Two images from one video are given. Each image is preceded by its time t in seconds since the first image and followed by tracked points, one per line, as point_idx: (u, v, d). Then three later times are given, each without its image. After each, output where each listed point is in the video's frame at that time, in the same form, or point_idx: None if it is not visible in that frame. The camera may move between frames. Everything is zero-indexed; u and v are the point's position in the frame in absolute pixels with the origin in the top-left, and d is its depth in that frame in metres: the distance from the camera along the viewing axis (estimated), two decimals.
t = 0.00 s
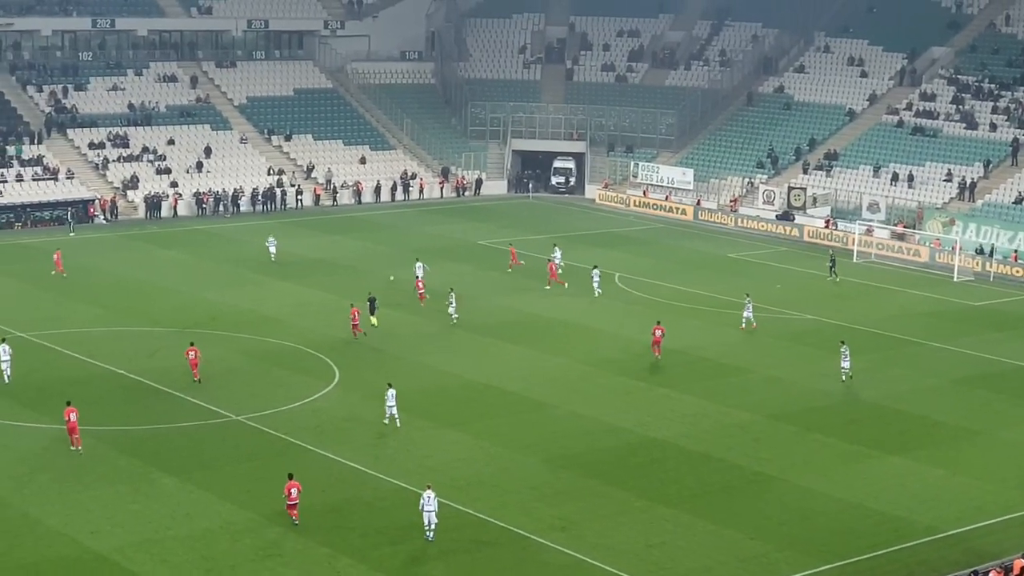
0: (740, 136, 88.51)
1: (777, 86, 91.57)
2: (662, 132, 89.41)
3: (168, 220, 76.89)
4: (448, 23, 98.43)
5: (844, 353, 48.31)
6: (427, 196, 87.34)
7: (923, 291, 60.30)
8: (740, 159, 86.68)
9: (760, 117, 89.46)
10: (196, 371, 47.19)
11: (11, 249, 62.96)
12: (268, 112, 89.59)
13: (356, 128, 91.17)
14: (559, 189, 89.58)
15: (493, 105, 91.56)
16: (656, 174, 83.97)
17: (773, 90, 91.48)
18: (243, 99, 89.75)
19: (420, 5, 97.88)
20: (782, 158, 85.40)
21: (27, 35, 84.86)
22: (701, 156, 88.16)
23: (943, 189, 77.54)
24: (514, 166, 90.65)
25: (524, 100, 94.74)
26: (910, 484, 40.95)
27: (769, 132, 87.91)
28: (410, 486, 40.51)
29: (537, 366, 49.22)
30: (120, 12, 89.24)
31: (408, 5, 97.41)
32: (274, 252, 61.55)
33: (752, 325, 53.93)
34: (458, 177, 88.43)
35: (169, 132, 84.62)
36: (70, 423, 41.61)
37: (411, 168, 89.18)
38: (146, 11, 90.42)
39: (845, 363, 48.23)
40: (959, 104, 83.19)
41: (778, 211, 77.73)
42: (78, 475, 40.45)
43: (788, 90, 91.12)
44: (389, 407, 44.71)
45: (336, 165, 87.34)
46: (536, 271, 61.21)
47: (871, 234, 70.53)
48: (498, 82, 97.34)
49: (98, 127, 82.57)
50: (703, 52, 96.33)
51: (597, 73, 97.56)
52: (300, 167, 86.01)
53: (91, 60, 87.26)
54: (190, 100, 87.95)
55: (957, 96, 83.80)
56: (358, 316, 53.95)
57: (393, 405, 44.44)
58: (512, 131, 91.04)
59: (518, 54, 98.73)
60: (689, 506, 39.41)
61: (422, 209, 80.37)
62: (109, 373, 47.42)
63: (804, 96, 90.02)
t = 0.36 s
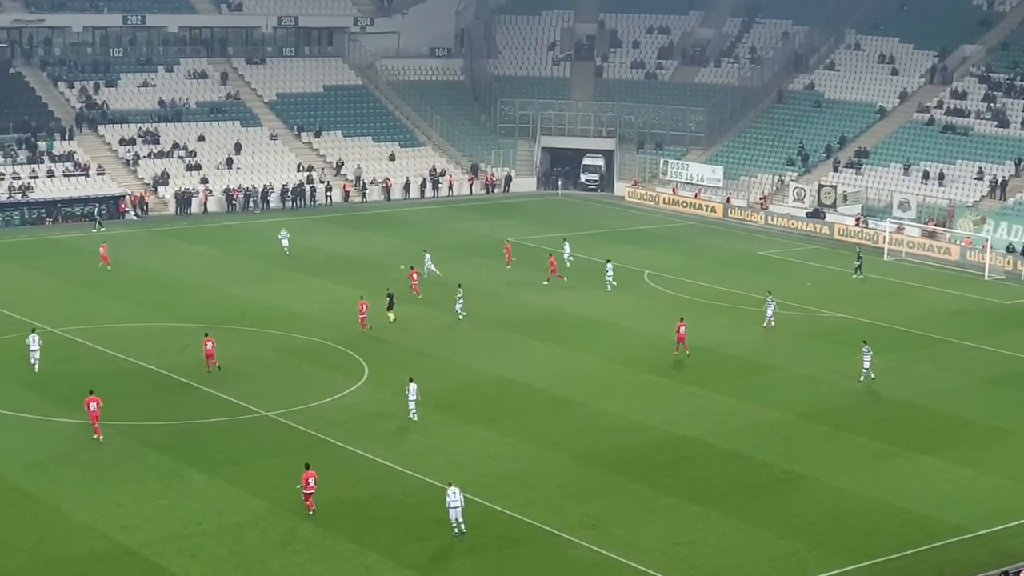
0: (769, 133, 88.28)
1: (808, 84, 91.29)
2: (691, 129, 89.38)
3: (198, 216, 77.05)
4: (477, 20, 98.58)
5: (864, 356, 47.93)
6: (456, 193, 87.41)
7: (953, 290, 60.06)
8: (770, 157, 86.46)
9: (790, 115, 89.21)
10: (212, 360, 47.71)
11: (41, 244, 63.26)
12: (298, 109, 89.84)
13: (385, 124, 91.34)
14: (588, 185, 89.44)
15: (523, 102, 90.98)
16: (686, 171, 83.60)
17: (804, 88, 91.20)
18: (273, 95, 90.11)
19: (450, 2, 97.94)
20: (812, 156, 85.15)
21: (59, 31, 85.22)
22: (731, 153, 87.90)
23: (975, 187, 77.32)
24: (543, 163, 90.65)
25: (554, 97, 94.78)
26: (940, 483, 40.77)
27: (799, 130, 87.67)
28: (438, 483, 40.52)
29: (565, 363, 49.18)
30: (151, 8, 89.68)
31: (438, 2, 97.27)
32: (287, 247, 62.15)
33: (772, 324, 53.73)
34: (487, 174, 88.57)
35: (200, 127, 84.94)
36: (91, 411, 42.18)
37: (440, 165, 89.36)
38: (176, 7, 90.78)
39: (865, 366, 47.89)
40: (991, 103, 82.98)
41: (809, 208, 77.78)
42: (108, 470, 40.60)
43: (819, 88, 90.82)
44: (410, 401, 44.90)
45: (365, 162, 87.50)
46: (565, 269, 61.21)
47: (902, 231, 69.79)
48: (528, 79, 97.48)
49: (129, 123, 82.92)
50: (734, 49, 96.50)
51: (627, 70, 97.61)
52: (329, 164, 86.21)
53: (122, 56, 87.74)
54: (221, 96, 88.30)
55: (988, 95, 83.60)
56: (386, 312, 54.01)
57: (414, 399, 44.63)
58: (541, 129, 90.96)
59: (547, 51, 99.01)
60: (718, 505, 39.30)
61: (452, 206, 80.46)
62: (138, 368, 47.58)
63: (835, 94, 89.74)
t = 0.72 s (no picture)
0: (797, 131, 88.01)
1: (835, 81, 91.03)
2: (718, 127, 89.10)
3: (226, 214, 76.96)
4: (504, 18, 98.92)
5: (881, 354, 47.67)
6: (482, 191, 87.39)
7: (982, 288, 59.80)
8: (798, 154, 86.18)
9: (817, 112, 88.98)
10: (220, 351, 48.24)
11: (69, 242, 63.57)
12: (323, 107, 90.02)
13: (412, 122, 91.50)
14: (615, 184, 89.07)
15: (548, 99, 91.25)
16: (712, 169, 83.36)
17: (831, 85, 90.95)
18: (299, 94, 90.35)
19: None
20: (840, 153, 84.86)
21: (87, 31, 85.71)
22: (758, 151, 87.57)
23: (1004, 185, 77.02)
24: (569, 161, 90.58)
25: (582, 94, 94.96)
26: (968, 481, 40.61)
27: (827, 127, 87.39)
28: (465, 480, 40.55)
29: (592, 361, 49.19)
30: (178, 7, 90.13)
31: None
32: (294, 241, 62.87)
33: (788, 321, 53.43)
34: (514, 172, 88.56)
35: (227, 126, 85.27)
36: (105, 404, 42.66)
37: (466, 162, 89.46)
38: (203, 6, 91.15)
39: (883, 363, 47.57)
40: (1020, 100, 82.70)
41: (837, 206, 77.50)
42: (136, 467, 40.76)
43: (846, 85, 90.56)
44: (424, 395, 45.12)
45: (391, 160, 87.63)
46: (591, 267, 61.17)
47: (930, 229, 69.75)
48: (554, 78, 97.60)
49: (156, 122, 83.27)
50: (761, 46, 96.14)
51: (653, 68, 97.55)
52: (356, 161, 86.39)
53: (150, 55, 88.26)
54: (248, 95, 88.62)
55: (1017, 92, 83.33)
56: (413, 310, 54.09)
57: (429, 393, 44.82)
58: (567, 127, 90.77)
59: (574, 48, 99.16)
60: (745, 503, 39.24)
61: (479, 204, 80.49)
62: (166, 366, 47.75)
63: (862, 91, 89.47)
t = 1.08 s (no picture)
0: (826, 127, 87.74)
1: (865, 77, 90.75)
2: (747, 123, 88.93)
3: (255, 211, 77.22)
4: (532, 15, 99.37)
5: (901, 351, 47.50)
6: (511, 188, 87.36)
7: (1013, 284, 59.47)
8: (827, 149, 85.94)
9: (847, 108, 88.71)
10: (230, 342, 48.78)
11: (98, 239, 63.88)
12: (352, 104, 90.34)
13: (440, 119, 91.68)
14: (643, 180, 89.33)
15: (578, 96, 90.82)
16: (741, 166, 83.58)
17: (861, 81, 90.65)
18: (328, 91, 90.65)
19: None
20: (870, 149, 84.55)
21: (116, 28, 86.32)
22: (787, 146, 87.36)
23: None
24: (598, 157, 90.56)
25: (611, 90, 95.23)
26: (999, 479, 40.42)
27: (856, 123, 87.10)
28: (493, 477, 40.56)
29: (620, 358, 49.13)
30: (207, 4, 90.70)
31: None
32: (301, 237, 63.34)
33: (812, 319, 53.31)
34: (542, 169, 88.51)
35: (255, 123, 85.53)
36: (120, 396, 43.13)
37: (494, 159, 89.55)
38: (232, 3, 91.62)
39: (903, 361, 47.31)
40: None
41: (867, 202, 77.24)
42: (165, 464, 40.88)
43: (876, 80, 90.25)
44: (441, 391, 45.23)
45: (420, 157, 87.82)
46: (620, 263, 61.12)
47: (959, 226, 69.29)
48: (583, 74, 97.73)
49: (186, 119, 83.60)
50: (790, 42, 95.88)
51: (682, 64, 97.47)
52: (384, 159, 86.55)
53: (179, 52, 88.86)
54: (277, 92, 88.95)
55: None
56: (442, 307, 54.13)
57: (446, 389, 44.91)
58: (596, 123, 90.82)
59: (602, 44, 99.05)
60: (774, 500, 39.14)
61: (508, 201, 80.52)
62: (195, 363, 47.89)
63: (892, 87, 89.16)
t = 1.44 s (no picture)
0: (849, 124, 87.70)
1: (888, 73, 90.60)
2: (769, 119, 88.93)
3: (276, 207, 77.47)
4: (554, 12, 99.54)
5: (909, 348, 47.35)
6: (532, 185, 87.38)
7: None
8: (850, 147, 85.89)
9: (869, 105, 88.58)
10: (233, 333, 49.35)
11: (119, 236, 64.06)
12: (373, 100, 90.41)
13: (462, 115, 91.77)
14: (665, 177, 89.06)
15: (599, 93, 91.33)
16: (763, 162, 82.46)
17: (884, 78, 90.51)
18: (350, 88, 90.87)
19: None
20: (893, 146, 84.38)
21: (138, 25, 86.95)
22: (810, 143, 87.46)
23: None
24: (619, 154, 90.65)
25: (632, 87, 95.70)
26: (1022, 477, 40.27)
27: (879, 120, 86.96)
28: (514, 474, 40.56)
29: (642, 355, 49.11)
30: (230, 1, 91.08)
31: None
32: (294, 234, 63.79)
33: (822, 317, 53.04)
34: (564, 166, 88.50)
35: (277, 120, 85.58)
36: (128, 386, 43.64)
37: (515, 155, 89.58)
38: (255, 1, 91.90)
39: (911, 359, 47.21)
40: None
41: (889, 199, 76.90)
42: (187, 459, 40.96)
43: (899, 78, 90.09)
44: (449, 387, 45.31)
45: (442, 153, 87.91)
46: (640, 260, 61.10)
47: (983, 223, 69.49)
48: (605, 71, 97.69)
49: (208, 116, 83.79)
50: (813, 39, 95.82)
51: (705, 60, 97.32)
52: (406, 155, 86.59)
53: (201, 49, 89.33)
54: (299, 89, 89.11)
55: None
56: (463, 304, 54.14)
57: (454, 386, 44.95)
58: (617, 120, 90.86)
59: (624, 41, 99.04)
60: (796, 498, 39.07)
61: (532, 197, 80.24)
62: (218, 359, 47.98)
63: (914, 84, 89.05)
